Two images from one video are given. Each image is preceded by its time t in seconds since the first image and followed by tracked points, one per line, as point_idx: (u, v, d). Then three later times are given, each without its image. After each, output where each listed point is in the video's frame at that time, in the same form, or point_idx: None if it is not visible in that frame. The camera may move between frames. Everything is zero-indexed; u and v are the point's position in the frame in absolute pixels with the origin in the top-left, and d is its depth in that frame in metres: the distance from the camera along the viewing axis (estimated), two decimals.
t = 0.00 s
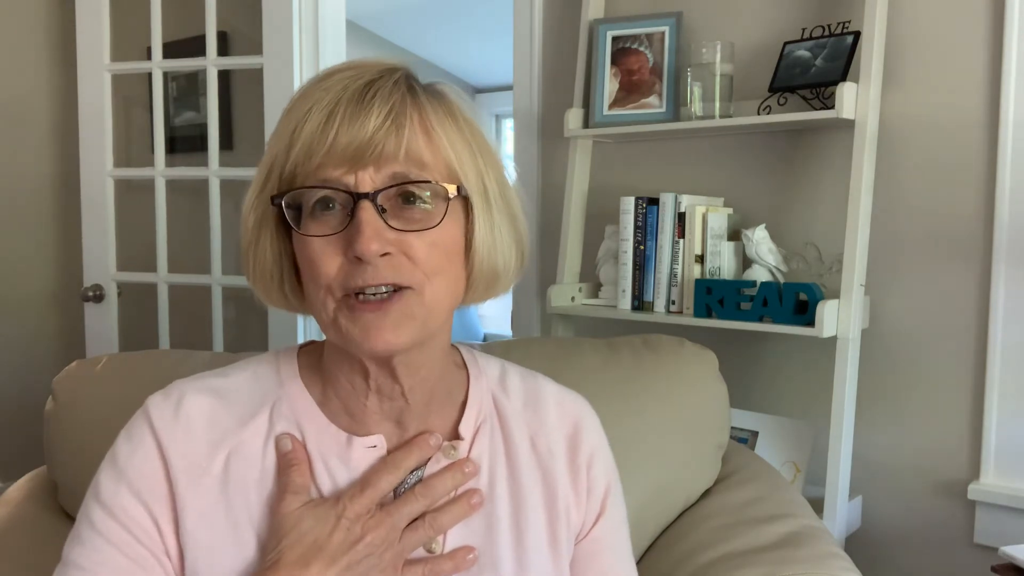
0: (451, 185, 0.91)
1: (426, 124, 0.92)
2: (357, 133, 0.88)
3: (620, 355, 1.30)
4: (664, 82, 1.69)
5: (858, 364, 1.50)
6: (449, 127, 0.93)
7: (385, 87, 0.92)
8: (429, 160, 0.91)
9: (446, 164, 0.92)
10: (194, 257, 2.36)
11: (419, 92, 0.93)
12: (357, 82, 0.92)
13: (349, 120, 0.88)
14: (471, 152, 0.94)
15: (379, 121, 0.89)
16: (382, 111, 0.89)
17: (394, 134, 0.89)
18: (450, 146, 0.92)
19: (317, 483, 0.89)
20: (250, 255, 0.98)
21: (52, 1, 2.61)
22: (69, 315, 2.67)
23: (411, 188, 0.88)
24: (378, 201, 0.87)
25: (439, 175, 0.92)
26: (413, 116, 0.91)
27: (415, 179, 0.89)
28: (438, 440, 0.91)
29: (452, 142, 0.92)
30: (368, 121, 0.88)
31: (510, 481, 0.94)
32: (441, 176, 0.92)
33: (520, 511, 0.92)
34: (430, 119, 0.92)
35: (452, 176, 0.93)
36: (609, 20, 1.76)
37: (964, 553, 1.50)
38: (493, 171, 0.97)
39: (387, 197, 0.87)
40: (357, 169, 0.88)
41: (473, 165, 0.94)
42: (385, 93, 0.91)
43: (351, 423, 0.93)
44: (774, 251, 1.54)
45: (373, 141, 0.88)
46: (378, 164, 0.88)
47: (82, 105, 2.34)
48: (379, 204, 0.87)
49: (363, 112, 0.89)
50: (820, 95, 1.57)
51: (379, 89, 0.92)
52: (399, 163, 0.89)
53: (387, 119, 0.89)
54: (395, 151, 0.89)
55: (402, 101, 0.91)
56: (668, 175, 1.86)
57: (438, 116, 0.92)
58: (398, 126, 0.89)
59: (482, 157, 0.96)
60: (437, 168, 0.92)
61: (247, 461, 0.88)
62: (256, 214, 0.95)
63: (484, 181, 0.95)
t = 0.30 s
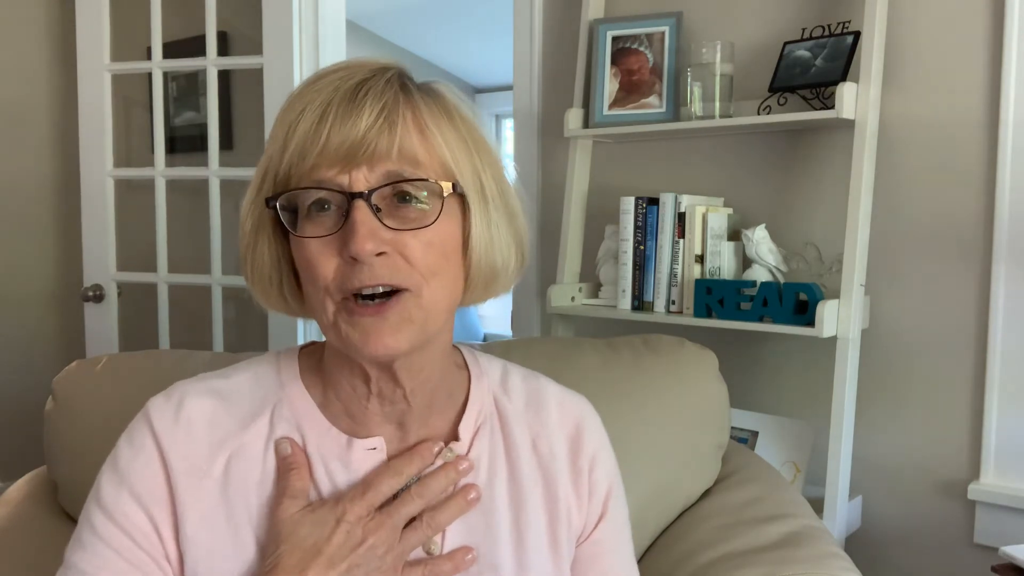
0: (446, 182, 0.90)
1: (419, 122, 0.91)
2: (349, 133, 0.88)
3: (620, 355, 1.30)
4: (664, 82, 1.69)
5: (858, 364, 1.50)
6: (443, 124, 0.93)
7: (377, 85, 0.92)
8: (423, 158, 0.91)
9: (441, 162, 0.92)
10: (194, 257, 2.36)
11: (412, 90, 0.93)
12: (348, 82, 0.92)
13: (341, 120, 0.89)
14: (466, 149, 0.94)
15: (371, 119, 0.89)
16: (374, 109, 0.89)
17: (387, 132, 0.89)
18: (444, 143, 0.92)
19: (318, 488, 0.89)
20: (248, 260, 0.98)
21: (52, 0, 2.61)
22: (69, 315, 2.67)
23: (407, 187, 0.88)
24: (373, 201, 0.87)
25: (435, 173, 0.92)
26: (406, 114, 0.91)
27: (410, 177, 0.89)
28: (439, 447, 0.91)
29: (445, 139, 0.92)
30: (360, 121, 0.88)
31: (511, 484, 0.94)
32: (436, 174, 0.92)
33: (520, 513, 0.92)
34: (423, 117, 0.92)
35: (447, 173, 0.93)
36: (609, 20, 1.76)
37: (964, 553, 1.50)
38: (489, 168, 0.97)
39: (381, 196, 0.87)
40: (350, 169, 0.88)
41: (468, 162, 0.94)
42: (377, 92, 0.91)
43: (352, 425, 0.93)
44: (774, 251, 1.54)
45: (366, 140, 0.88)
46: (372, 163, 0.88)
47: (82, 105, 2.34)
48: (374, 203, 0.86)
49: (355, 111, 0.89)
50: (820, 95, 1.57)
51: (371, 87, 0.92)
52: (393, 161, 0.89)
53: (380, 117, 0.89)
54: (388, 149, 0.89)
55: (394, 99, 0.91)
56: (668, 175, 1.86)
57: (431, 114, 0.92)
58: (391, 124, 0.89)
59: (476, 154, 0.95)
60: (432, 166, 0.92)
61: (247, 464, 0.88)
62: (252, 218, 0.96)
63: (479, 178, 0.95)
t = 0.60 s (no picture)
0: (436, 180, 0.90)
1: (407, 119, 0.91)
2: (334, 130, 0.88)
3: (620, 355, 1.30)
4: (664, 81, 1.69)
5: (858, 364, 1.50)
6: (431, 121, 0.93)
7: (364, 84, 0.92)
8: (412, 155, 0.91)
9: (430, 159, 0.92)
10: (194, 257, 2.36)
11: (399, 87, 0.93)
12: (335, 81, 0.92)
13: (327, 118, 0.89)
14: (456, 146, 0.94)
15: (356, 116, 0.89)
16: (360, 106, 0.89)
17: (373, 130, 0.89)
18: (433, 140, 0.92)
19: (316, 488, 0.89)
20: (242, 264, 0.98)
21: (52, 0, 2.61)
22: (69, 315, 2.67)
23: (395, 184, 0.88)
24: (360, 198, 0.87)
25: (424, 170, 0.92)
26: (393, 111, 0.91)
27: (397, 174, 0.88)
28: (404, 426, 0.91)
29: (434, 136, 0.92)
30: (346, 118, 0.88)
31: (509, 482, 0.94)
32: (425, 172, 0.92)
33: (519, 511, 0.92)
34: (411, 115, 0.92)
35: (436, 171, 0.92)
36: (609, 20, 1.76)
37: (964, 553, 1.50)
38: (481, 165, 0.96)
39: (368, 193, 0.87)
40: (336, 167, 0.88)
41: (458, 160, 0.94)
42: (364, 90, 0.91)
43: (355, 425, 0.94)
44: (774, 251, 1.54)
45: (351, 137, 0.88)
46: (358, 160, 0.88)
47: (82, 105, 2.34)
48: (361, 201, 0.86)
49: (341, 109, 0.89)
50: (820, 95, 1.57)
51: (357, 86, 0.92)
52: (380, 159, 0.89)
53: (365, 114, 0.89)
54: (375, 146, 0.89)
55: (381, 96, 0.91)
56: (668, 175, 1.86)
57: (419, 111, 0.92)
58: (376, 121, 0.89)
59: (467, 151, 0.95)
60: (422, 164, 0.92)
61: (246, 464, 0.88)
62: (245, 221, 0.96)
63: (470, 176, 0.95)
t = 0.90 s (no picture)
0: (445, 185, 0.90)
1: (416, 124, 0.92)
2: (343, 133, 0.88)
3: (620, 355, 1.30)
4: (664, 82, 1.69)
5: (858, 364, 1.50)
6: (440, 126, 0.93)
7: (373, 88, 0.92)
8: (421, 160, 0.91)
9: (439, 164, 0.92)
10: (194, 257, 2.36)
11: (408, 92, 0.93)
12: (344, 85, 0.92)
13: (336, 120, 0.88)
14: (464, 151, 0.94)
15: (366, 119, 0.89)
16: (370, 109, 0.89)
17: (383, 133, 0.89)
18: (442, 145, 0.92)
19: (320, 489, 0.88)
20: (243, 269, 0.98)
21: None
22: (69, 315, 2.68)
23: (405, 188, 0.88)
24: (371, 202, 0.87)
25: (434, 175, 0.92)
26: (402, 115, 0.91)
27: (410, 178, 0.89)
28: (408, 433, 0.92)
29: (443, 140, 0.92)
30: (356, 122, 0.88)
31: (503, 473, 0.94)
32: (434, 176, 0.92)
33: (513, 502, 0.92)
34: (420, 119, 0.92)
35: (445, 175, 0.93)
36: (609, 20, 1.76)
37: (964, 553, 1.50)
38: (488, 171, 0.97)
39: (379, 198, 0.87)
40: (346, 171, 0.87)
41: (467, 165, 0.94)
42: (373, 93, 0.91)
43: (352, 422, 0.93)
44: (774, 251, 1.54)
45: (361, 141, 0.88)
46: (368, 165, 0.88)
47: (82, 105, 2.34)
48: (372, 205, 0.86)
49: (351, 112, 0.89)
50: (820, 95, 1.57)
51: (365, 90, 0.92)
52: (390, 163, 0.89)
53: (375, 117, 0.89)
54: (385, 150, 0.89)
55: (390, 100, 0.91)
56: (668, 175, 1.86)
57: (428, 116, 0.93)
58: (387, 125, 0.89)
59: (475, 157, 0.96)
60: (430, 168, 0.92)
61: (248, 462, 0.88)
62: (248, 226, 0.96)
63: (478, 181, 0.95)
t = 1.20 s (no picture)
0: (450, 188, 0.91)
1: (419, 125, 0.91)
2: (346, 138, 0.88)
3: (620, 356, 1.30)
4: (664, 81, 1.69)
5: (858, 364, 1.50)
6: (443, 127, 0.93)
7: (374, 89, 0.91)
8: (425, 162, 0.91)
9: (443, 166, 0.92)
10: (194, 257, 2.36)
11: (410, 93, 0.93)
12: (345, 87, 0.91)
13: (339, 125, 0.88)
14: (467, 151, 0.94)
15: (370, 123, 0.88)
16: (373, 113, 0.89)
17: (387, 137, 0.89)
18: (445, 146, 0.92)
19: (321, 494, 0.88)
20: (245, 272, 0.98)
21: None
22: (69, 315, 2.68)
23: (410, 193, 0.88)
24: (376, 209, 0.87)
25: (438, 178, 0.92)
26: (405, 118, 0.91)
27: (414, 182, 0.89)
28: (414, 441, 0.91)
29: (446, 142, 0.92)
30: (359, 126, 0.88)
31: (509, 485, 0.94)
32: (438, 179, 0.92)
33: (518, 514, 0.93)
34: (423, 121, 0.92)
35: (450, 178, 0.93)
36: (609, 20, 1.76)
37: (964, 552, 1.50)
38: (491, 170, 0.97)
39: (384, 204, 0.88)
40: (350, 176, 0.88)
41: (471, 166, 0.94)
42: (375, 96, 0.91)
43: (354, 427, 0.93)
44: (774, 251, 1.54)
45: (365, 146, 0.88)
46: (372, 169, 0.88)
47: (81, 105, 2.34)
48: (377, 211, 0.87)
49: (353, 116, 0.88)
50: (820, 95, 1.57)
51: (367, 92, 0.91)
52: (395, 167, 0.89)
53: (378, 121, 0.89)
54: (389, 154, 0.89)
55: (393, 102, 0.91)
56: (668, 175, 1.86)
57: (431, 117, 0.92)
58: (391, 129, 0.89)
59: (478, 157, 0.96)
60: (434, 171, 0.92)
61: (249, 466, 0.88)
62: (249, 230, 0.96)
63: (482, 182, 0.95)
